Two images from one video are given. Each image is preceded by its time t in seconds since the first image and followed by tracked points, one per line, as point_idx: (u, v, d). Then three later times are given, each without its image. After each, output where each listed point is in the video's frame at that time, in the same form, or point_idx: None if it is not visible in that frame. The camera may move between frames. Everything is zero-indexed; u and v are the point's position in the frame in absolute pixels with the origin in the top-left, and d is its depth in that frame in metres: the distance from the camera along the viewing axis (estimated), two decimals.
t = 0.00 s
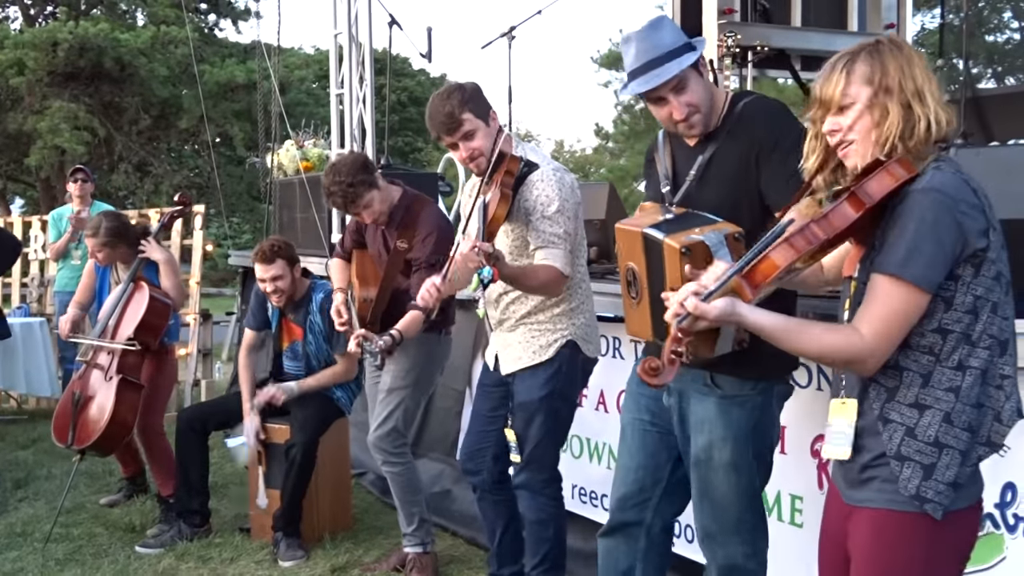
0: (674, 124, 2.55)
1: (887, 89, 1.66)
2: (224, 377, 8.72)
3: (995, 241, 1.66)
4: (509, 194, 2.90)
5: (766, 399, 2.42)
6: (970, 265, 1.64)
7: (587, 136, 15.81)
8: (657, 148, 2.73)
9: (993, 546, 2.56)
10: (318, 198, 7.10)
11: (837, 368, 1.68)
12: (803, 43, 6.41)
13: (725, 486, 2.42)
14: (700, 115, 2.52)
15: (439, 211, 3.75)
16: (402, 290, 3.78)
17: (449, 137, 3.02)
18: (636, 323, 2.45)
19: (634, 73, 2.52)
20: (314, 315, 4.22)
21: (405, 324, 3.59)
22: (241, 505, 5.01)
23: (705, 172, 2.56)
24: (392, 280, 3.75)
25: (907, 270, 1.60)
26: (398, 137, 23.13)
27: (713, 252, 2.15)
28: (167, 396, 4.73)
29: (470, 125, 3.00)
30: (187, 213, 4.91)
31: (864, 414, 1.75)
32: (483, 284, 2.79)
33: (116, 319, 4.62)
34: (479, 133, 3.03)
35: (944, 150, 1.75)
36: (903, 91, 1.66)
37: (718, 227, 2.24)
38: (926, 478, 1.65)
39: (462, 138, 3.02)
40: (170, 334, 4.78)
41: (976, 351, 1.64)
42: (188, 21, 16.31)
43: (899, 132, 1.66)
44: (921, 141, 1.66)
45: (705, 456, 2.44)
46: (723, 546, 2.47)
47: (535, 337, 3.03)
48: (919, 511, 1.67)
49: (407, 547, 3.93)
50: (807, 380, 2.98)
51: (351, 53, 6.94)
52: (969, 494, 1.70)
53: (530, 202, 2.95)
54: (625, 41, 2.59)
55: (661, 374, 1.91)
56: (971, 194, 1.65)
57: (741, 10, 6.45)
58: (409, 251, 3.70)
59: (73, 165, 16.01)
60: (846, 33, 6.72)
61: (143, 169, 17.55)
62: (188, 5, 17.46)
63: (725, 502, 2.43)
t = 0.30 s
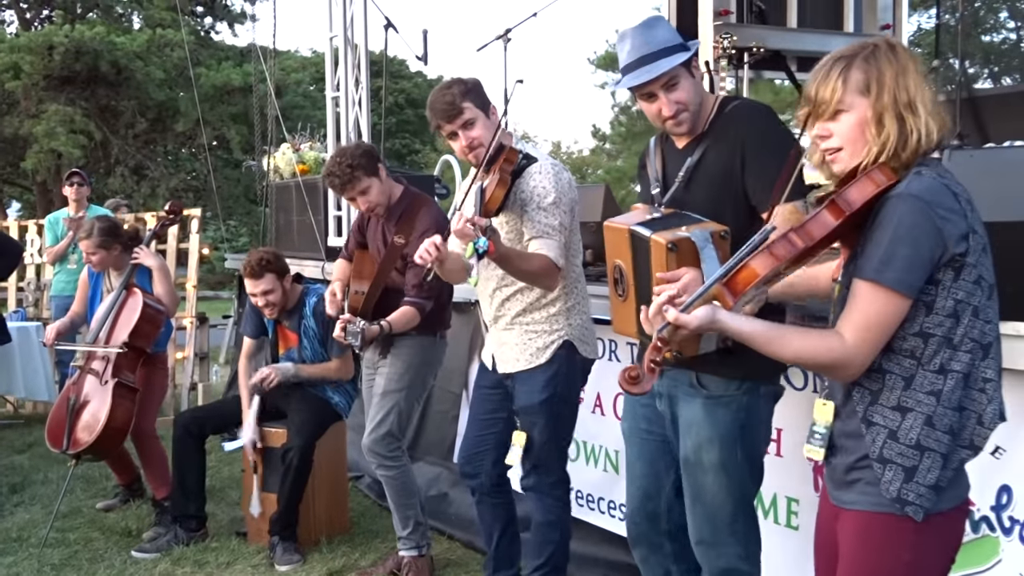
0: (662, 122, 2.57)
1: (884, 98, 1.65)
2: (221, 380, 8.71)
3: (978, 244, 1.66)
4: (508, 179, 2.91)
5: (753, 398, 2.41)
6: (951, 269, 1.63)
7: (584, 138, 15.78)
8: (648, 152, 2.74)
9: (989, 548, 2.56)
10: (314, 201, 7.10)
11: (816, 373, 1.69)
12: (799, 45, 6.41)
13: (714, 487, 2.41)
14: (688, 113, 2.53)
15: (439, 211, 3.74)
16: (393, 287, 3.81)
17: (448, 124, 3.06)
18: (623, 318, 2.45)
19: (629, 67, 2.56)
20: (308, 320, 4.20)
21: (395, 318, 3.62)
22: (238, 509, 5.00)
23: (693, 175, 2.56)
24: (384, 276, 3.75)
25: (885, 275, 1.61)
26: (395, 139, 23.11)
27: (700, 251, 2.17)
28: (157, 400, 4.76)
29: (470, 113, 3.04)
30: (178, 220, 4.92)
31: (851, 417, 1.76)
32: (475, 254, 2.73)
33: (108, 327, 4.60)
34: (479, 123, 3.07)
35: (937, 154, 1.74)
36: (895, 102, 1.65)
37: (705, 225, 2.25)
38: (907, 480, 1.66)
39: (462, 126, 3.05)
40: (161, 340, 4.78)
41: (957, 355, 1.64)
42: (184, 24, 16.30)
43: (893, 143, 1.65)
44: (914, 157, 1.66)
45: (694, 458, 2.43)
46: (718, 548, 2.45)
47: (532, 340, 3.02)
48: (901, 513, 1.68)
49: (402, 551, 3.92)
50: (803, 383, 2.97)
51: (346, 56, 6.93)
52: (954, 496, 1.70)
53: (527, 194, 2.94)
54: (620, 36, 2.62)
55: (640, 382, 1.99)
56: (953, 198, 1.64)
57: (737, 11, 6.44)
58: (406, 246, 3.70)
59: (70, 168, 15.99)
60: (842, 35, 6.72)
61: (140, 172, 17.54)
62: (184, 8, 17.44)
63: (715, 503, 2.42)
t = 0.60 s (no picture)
0: (649, 139, 2.59)
1: (884, 97, 1.66)
2: (220, 381, 8.71)
3: (980, 248, 1.65)
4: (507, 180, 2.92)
5: (739, 396, 2.47)
6: (951, 272, 1.63)
7: (584, 140, 15.79)
8: (632, 165, 2.76)
9: (986, 551, 2.56)
10: (313, 202, 7.10)
11: (812, 370, 1.69)
12: (798, 48, 6.41)
13: (691, 483, 2.46)
14: (675, 129, 2.55)
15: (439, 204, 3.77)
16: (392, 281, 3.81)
17: (449, 124, 3.05)
18: (622, 325, 2.45)
19: (612, 91, 2.55)
20: (306, 315, 4.22)
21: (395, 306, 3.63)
22: (236, 510, 5.00)
23: (683, 183, 2.58)
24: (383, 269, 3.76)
25: (884, 273, 1.60)
26: (394, 141, 23.12)
27: (699, 255, 2.17)
28: (162, 402, 4.74)
29: (470, 114, 3.04)
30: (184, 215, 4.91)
31: (847, 419, 1.77)
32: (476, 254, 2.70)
33: (113, 327, 4.62)
34: (478, 123, 3.07)
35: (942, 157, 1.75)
36: (896, 99, 1.65)
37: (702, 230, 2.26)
38: (900, 485, 1.66)
39: (461, 127, 3.05)
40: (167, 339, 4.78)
41: (956, 359, 1.64)
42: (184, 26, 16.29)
43: (894, 139, 1.65)
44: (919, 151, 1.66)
45: (675, 451, 2.49)
46: (686, 548, 2.50)
47: (530, 341, 3.02)
48: (894, 518, 1.69)
49: (406, 555, 3.93)
50: (801, 385, 2.98)
51: (345, 57, 6.93)
52: (948, 501, 1.70)
53: (527, 195, 2.95)
54: (600, 63, 2.62)
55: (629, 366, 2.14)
56: (956, 200, 1.64)
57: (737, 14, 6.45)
58: (404, 238, 3.71)
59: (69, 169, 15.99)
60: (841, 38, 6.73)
61: (139, 173, 17.54)
62: (184, 9, 17.43)
63: (692, 499, 2.47)
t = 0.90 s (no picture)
0: (644, 130, 2.59)
1: (916, 101, 1.64)
2: (219, 382, 8.72)
3: (991, 256, 1.66)
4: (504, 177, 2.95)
5: (740, 392, 2.49)
6: (962, 279, 1.63)
7: (582, 139, 15.80)
8: (623, 161, 2.75)
9: (985, 546, 2.56)
10: (311, 202, 7.10)
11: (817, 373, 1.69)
12: (795, 45, 6.41)
13: (699, 480, 2.47)
14: (670, 121, 2.56)
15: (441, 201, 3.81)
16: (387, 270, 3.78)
17: (449, 120, 3.05)
18: (623, 320, 2.44)
19: (609, 79, 2.56)
20: (304, 317, 4.21)
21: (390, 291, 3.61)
22: (235, 510, 5.00)
23: (681, 177, 2.58)
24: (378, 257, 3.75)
25: (898, 283, 1.60)
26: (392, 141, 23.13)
27: (707, 241, 2.19)
28: (163, 404, 4.74)
29: (471, 110, 3.04)
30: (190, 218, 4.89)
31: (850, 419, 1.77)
32: (473, 241, 2.67)
33: (116, 328, 4.61)
34: (479, 120, 3.06)
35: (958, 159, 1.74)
36: (928, 107, 1.64)
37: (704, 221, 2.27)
38: (904, 489, 1.67)
39: (461, 123, 3.04)
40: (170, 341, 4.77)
41: (963, 366, 1.64)
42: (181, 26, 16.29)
43: (919, 148, 1.64)
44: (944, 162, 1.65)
45: (680, 449, 2.49)
46: (694, 543, 2.50)
47: (522, 338, 3.03)
48: (896, 519, 1.69)
49: (403, 551, 3.92)
50: (798, 381, 2.98)
51: (343, 57, 6.93)
52: (949, 504, 1.71)
53: (524, 192, 2.95)
54: (598, 54, 2.64)
55: (638, 375, 1.95)
56: (971, 209, 1.64)
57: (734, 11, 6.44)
58: (407, 227, 3.73)
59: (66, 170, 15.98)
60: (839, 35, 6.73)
61: (137, 174, 17.53)
62: (180, 9, 17.43)
63: (699, 495, 2.47)
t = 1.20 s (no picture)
0: (642, 126, 2.58)
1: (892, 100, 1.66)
2: (219, 384, 8.71)
3: (986, 246, 1.67)
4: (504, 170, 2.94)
5: (746, 389, 2.50)
6: (958, 270, 1.65)
7: (580, 137, 15.81)
8: (619, 161, 2.74)
9: (985, 543, 2.56)
10: (310, 203, 7.10)
11: (819, 369, 1.69)
12: (793, 42, 6.42)
13: (707, 477, 2.47)
14: (669, 118, 2.56)
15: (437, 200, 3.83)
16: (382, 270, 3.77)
17: (446, 117, 3.07)
18: (626, 321, 2.46)
19: (611, 71, 2.57)
20: (307, 321, 4.21)
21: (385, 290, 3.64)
22: (236, 513, 5.00)
23: (682, 176, 2.58)
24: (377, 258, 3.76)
25: (897, 277, 1.61)
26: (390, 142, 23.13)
27: (713, 244, 2.19)
28: (157, 406, 4.77)
29: (467, 106, 3.06)
30: (179, 224, 4.89)
31: (852, 412, 1.77)
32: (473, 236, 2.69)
33: (110, 331, 4.61)
34: (476, 117, 3.09)
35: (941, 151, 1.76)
36: (906, 99, 1.65)
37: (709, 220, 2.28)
38: (908, 477, 1.67)
39: (459, 120, 3.07)
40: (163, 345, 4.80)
41: (961, 355, 1.65)
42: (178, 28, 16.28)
43: (906, 142, 1.64)
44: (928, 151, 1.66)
45: (689, 445, 2.49)
46: (700, 540, 2.50)
47: (522, 338, 3.03)
48: (901, 508, 1.69)
49: (405, 555, 3.93)
50: (798, 380, 2.98)
51: (340, 58, 6.93)
52: (953, 491, 1.71)
53: (522, 189, 2.94)
54: (599, 46, 2.65)
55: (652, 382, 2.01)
56: (964, 201, 1.66)
57: (730, 8, 6.44)
58: (403, 227, 3.75)
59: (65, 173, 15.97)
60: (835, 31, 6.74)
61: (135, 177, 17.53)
62: (177, 12, 17.42)
63: (708, 493, 2.47)
